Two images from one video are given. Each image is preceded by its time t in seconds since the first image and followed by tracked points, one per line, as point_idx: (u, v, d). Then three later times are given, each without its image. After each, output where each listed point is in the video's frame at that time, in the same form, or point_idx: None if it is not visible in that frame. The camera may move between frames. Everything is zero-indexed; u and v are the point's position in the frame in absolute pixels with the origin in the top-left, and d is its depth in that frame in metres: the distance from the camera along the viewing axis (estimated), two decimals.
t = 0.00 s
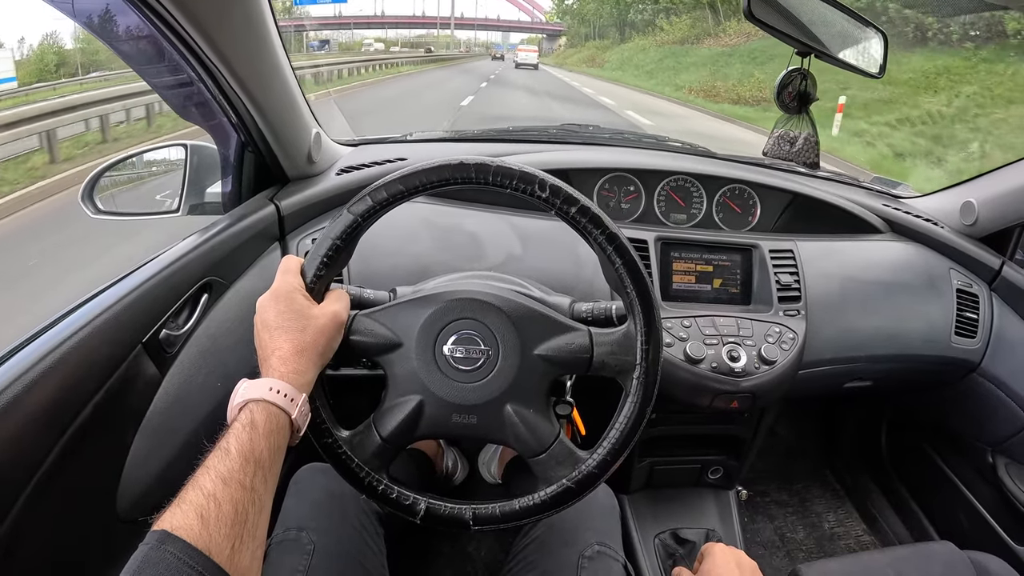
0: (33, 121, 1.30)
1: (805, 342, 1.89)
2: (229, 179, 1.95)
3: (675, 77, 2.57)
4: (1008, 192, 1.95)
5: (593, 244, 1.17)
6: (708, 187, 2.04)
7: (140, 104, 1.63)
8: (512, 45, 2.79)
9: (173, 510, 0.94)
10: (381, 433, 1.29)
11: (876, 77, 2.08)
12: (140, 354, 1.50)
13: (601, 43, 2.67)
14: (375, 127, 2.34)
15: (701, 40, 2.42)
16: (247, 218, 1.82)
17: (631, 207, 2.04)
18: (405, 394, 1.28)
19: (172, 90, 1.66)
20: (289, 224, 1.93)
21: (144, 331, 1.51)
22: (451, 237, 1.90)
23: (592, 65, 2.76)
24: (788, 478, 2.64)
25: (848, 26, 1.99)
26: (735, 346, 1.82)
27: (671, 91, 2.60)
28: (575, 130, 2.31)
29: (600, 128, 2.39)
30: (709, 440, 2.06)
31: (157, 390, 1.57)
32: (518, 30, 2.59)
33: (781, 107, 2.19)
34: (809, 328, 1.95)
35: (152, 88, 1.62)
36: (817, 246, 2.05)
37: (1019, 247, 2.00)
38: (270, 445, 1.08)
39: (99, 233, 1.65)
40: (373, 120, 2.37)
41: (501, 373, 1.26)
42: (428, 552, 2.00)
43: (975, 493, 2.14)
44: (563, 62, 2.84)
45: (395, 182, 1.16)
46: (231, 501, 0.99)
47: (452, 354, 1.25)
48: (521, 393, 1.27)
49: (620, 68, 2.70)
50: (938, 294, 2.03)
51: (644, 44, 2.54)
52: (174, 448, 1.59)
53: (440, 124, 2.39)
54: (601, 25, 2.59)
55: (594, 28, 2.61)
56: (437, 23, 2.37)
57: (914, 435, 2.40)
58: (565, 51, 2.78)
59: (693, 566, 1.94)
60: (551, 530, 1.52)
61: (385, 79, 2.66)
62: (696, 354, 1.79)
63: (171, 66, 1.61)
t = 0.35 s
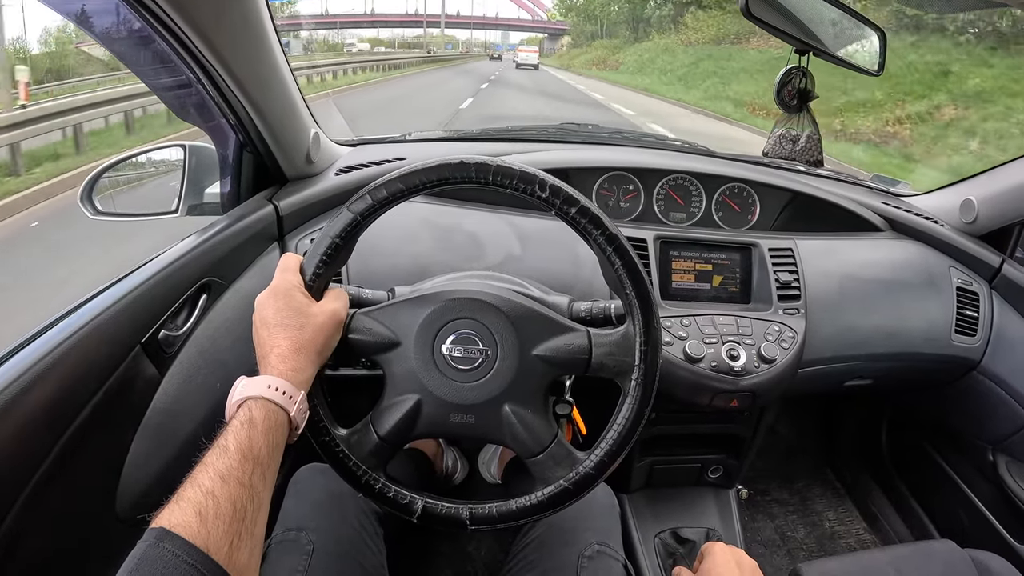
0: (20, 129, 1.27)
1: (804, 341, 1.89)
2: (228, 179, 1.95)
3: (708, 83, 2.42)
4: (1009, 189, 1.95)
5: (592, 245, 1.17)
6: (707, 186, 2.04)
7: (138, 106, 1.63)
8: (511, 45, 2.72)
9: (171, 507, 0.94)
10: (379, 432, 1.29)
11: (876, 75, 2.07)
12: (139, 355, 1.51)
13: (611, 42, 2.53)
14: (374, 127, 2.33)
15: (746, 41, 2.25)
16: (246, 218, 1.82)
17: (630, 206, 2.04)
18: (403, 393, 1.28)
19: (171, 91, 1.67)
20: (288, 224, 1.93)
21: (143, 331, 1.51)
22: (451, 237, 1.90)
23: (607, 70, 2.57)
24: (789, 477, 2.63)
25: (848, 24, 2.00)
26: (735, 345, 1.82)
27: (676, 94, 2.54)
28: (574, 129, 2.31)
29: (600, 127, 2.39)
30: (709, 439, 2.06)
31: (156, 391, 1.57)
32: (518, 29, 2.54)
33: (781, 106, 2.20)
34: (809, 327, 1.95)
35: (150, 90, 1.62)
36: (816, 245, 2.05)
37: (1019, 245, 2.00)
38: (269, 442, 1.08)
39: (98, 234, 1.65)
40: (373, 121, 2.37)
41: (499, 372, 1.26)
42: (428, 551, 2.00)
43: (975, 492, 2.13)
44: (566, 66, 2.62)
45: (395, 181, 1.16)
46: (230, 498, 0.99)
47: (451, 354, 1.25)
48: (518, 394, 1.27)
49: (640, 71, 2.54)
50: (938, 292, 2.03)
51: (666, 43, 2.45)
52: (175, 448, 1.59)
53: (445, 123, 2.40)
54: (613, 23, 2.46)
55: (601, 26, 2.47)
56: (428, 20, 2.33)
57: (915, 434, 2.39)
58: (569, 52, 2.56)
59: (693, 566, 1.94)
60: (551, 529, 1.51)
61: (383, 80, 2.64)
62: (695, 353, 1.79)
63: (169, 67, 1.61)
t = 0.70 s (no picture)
0: (15, 133, 1.27)
1: (806, 342, 1.89)
2: (230, 180, 1.94)
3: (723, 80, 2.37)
4: (1009, 192, 1.95)
5: (598, 248, 1.17)
6: (709, 187, 2.04)
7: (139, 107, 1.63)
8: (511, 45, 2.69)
9: (176, 504, 0.94)
10: (382, 431, 1.29)
11: (878, 76, 2.06)
12: (141, 356, 1.50)
13: (624, 43, 2.47)
14: (376, 129, 2.33)
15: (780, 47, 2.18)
16: (247, 219, 1.82)
17: (632, 207, 2.04)
18: (406, 393, 1.28)
19: (173, 92, 1.67)
20: (290, 226, 1.93)
21: (145, 332, 1.51)
22: (453, 238, 1.90)
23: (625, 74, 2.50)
24: (790, 478, 2.63)
25: (849, 26, 1.99)
26: (737, 346, 1.82)
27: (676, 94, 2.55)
28: (575, 130, 2.31)
29: (601, 128, 2.39)
30: (710, 440, 2.06)
31: (159, 391, 1.57)
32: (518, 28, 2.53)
33: (780, 106, 2.20)
34: (810, 328, 1.95)
35: (153, 90, 1.63)
36: (818, 246, 2.05)
37: (1019, 247, 2.01)
38: (273, 440, 1.08)
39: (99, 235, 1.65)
40: (374, 122, 2.37)
41: (503, 373, 1.26)
42: (430, 552, 2.00)
43: (976, 492, 2.14)
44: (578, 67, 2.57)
45: (400, 181, 1.16)
46: (235, 495, 0.99)
47: (454, 355, 1.25)
48: (521, 396, 1.27)
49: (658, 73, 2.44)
50: (939, 293, 2.03)
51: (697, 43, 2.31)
52: (178, 448, 1.59)
53: (449, 122, 2.42)
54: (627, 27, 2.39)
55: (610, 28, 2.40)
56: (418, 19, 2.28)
57: (915, 434, 2.40)
58: (575, 53, 2.52)
59: (695, 567, 1.94)
60: (554, 530, 1.51)
61: (383, 80, 2.63)
62: (698, 354, 1.79)
63: (173, 69, 1.61)
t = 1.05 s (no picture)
0: (14, 135, 1.27)
1: (805, 341, 1.89)
2: (229, 180, 1.95)
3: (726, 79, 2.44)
4: (1009, 191, 1.93)
5: (595, 248, 1.17)
6: (708, 187, 2.04)
7: (137, 108, 1.63)
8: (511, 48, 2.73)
9: (172, 503, 0.94)
10: (380, 431, 1.29)
11: (876, 74, 2.08)
12: (140, 356, 1.50)
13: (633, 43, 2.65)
14: (377, 130, 2.33)
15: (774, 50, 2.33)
16: (246, 219, 1.81)
17: (631, 207, 2.04)
18: (404, 393, 1.28)
19: (173, 94, 1.67)
20: (288, 226, 1.93)
21: (144, 332, 1.51)
22: (452, 238, 1.89)
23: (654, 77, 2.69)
24: (789, 477, 2.63)
25: (849, 26, 1.99)
26: (736, 345, 1.82)
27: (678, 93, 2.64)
28: (574, 130, 2.31)
29: (600, 128, 2.39)
30: (709, 440, 2.06)
31: (157, 391, 1.57)
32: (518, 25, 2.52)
33: (781, 106, 2.20)
34: (810, 328, 1.95)
35: (152, 92, 1.62)
36: (817, 245, 2.05)
37: (1019, 245, 1.99)
38: (270, 440, 1.08)
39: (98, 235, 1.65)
40: (375, 123, 2.37)
41: (501, 373, 1.25)
42: (429, 553, 2.00)
43: (976, 492, 2.13)
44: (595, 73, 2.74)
45: (398, 180, 1.16)
46: (231, 495, 0.98)
47: (452, 354, 1.25)
48: (519, 395, 1.26)
49: (697, 78, 2.65)
50: (938, 293, 2.03)
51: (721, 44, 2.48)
52: (176, 448, 1.59)
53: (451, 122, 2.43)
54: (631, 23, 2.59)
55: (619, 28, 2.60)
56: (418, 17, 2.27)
57: (915, 434, 2.39)
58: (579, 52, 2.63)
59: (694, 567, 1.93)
60: (552, 530, 1.51)
61: (383, 82, 2.63)
62: (697, 354, 1.79)
63: (172, 69, 1.61)
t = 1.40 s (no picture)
0: (16, 133, 1.27)
1: (804, 340, 1.90)
2: (230, 179, 1.95)
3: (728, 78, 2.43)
4: (1009, 191, 1.94)
5: (597, 247, 1.18)
6: (708, 186, 2.04)
7: (140, 108, 1.63)
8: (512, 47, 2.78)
9: (176, 502, 0.95)
10: (382, 429, 1.29)
11: (876, 74, 2.10)
12: (142, 355, 1.51)
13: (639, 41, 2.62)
14: (378, 129, 2.33)
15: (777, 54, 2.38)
16: (247, 218, 1.82)
17: (631, 206, 2.05)
18: (406, 391, 1.28)
19: (175, 93, 1.67)
20: (290, 225, 1.93)
21: (146, 331, 1.51)
22: (453, 237, 1.90)
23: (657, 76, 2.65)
24: (789, 476, 2.64)
25: (850, 25, 2.01)
26: (735, 344, 1.83)
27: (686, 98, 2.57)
28: (575, 129, 2.32)
29: (600, 127, 2.39)
30: (709, 439, 2.07)
31: (159, 389, 1.58)
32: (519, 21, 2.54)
33: (782, 106, 2.21)
34: (809, 327, 1.95)
35: (154, 90, 1.63)
36: (816, 244, 2.05)
37: (1017, 244, 2.01)
38: (272, 439, 1.08)
39: (100, 234, 1.66)
40: (377, 123, 2.37)
41: (503, 371, 1.26)
42: (430, 551, 2.00)
43: (975, 490, 2.14)
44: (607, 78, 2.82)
45: (400, 180, 1.17)
46: (235, 493, 0.99)
47: (454, 353, 1.26)
48: (521, 393, 1.27)
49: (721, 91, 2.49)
50: (937, 292, 2.04)
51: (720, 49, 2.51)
52: (178, 447, 1.59)
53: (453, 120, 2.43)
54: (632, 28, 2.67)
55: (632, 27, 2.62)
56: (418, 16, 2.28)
57: (914, 433, 2.40)
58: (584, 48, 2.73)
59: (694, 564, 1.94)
60: (553, 528, 1.52)
61: (383, 81, 2.63)
62: (697, 353, 1.80)
63: (173, 68, 1.61)
